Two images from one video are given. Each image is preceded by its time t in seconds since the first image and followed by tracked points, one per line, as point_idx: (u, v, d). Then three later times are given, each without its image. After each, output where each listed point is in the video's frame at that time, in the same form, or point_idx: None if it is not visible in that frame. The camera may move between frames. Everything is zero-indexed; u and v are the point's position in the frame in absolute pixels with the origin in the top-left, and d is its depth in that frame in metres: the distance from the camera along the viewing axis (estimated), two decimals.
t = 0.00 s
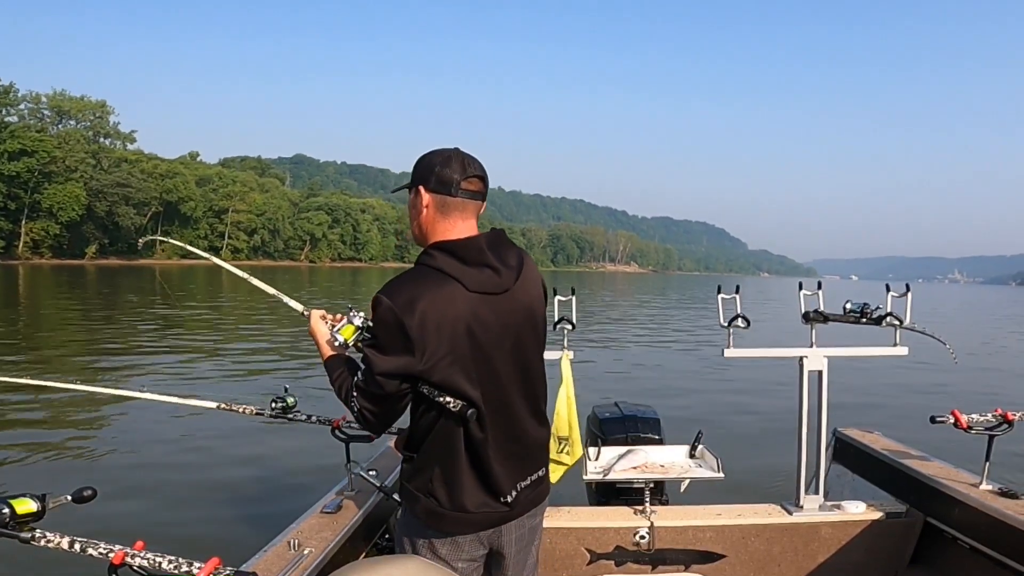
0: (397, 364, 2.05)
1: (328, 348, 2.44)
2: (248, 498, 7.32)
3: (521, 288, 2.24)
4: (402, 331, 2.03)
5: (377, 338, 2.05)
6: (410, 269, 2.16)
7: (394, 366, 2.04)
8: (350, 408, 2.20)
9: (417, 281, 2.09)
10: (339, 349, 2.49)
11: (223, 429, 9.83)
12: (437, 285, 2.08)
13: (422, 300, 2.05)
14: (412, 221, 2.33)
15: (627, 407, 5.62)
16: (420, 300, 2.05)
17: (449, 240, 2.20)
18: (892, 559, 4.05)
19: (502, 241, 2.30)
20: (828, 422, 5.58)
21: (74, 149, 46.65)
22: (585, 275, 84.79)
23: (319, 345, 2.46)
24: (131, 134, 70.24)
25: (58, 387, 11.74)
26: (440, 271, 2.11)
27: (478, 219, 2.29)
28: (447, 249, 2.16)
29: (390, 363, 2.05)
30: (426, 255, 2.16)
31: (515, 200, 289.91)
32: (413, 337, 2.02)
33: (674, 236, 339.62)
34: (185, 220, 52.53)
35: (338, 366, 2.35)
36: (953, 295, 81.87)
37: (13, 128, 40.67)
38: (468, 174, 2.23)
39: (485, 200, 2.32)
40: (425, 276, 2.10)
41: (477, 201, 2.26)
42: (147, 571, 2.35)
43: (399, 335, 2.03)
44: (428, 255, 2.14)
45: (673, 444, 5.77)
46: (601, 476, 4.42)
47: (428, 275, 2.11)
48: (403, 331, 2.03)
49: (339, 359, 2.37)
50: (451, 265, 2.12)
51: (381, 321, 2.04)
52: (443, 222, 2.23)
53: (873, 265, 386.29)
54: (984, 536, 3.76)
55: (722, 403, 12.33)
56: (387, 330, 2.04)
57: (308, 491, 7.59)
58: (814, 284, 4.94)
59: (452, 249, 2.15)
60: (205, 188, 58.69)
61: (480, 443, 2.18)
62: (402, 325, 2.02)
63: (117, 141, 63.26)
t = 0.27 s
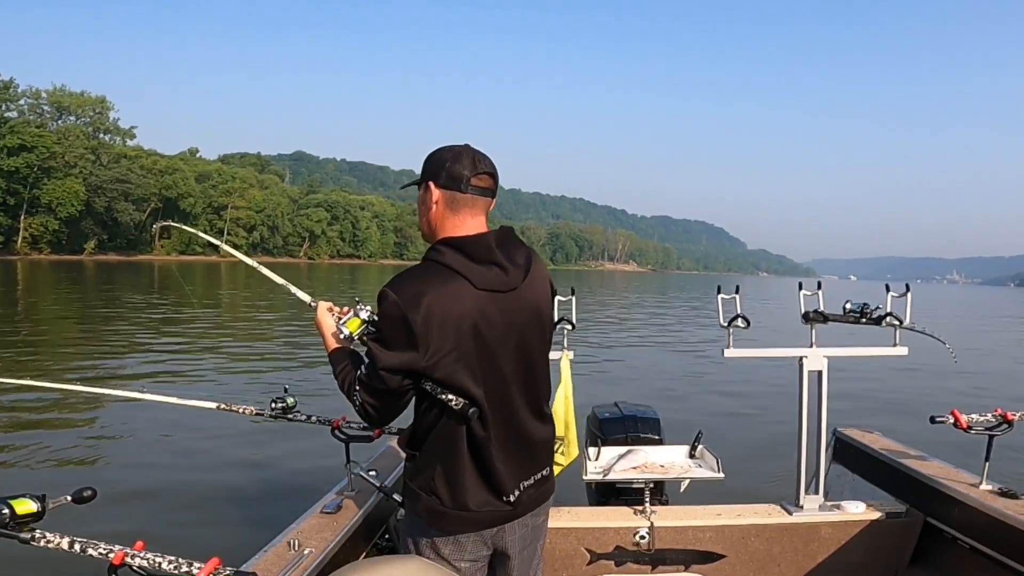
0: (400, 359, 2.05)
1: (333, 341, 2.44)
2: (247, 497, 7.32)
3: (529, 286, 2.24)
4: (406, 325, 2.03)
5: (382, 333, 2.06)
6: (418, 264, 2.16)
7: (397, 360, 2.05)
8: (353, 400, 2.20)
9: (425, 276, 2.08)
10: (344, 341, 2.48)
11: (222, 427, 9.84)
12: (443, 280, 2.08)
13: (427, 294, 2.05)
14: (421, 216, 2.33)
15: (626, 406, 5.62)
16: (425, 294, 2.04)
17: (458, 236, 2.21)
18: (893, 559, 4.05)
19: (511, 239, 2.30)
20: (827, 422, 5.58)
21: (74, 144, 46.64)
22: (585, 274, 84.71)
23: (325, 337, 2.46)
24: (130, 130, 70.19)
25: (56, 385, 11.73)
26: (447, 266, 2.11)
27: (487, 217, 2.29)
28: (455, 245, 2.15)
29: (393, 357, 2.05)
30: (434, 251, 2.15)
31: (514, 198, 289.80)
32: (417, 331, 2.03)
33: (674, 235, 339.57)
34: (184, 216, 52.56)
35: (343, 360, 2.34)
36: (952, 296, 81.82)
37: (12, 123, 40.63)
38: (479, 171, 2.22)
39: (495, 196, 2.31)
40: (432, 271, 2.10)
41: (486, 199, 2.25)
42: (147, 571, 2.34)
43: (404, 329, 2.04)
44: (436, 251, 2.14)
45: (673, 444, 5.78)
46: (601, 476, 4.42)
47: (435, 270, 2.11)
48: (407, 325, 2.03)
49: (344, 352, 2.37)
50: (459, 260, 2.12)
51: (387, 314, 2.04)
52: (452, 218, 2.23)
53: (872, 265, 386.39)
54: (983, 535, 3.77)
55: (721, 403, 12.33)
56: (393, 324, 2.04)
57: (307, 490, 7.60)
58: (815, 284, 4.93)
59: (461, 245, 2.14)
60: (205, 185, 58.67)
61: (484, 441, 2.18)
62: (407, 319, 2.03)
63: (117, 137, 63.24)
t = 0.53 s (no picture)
0: (410, 357, 2.04)
1: (343, 338, 2.43)
2: (246, 497, 7.32)
3: (539, 286, 2.24)
4: (416, 324, 2.03)
5: (392, 331, 2.05)
6: (428, 263, 2.16)
7: (407, 358, 2.04)
8: (361, 398, 2.19)
9: (435, 274, 2.08)
10: (352, 339, 2.48)
11: (221, 427, 9.84)
12: (454, 280, 2.08)
13: (438, 292, 2.05)
14: (432, 215, 2.32)
15: (626, 407, 5.61)
16: (436, 293, 2.04)
17: (469, 236, 2.21)
18: (892, 559, 4.05)
19: (522, 240, 2.30)
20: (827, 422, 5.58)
21: (73, 144, 46.67)
22: (584, 274, 84.65)
23: (333, 335, 2.46)
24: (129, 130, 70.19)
25: (56, 385, 11.72)
26: (457, 266, 2.10)
27: (497, 217, 2.29)
28: (467, 245, 2.15)
29: (403, 354, 2.05)
30: (446, 250, 2.15)
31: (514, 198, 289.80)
32: (428, 329, 2.02)
33: (673, 236, 339.56)
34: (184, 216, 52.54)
35: (352, 357, 2.34)
36: (952, 296, 81.82)
37: (11, 122, 40.64)
38: (490, 171, 2.23)
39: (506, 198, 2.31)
40: (443, 270, 2.10)
41: (498, 199, 2.25)
42: (146, 571, 2.34)
43: (415, 328, 2.03)
44: (447, 250, 2.14)
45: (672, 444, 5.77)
46: (601, 475, 4.41)
47: (446, 269, 2.10)
48: (418, 324, 2.03)
49: (353, 349, 2.37)
50: (470, 260, 2.12)
51: (397, 313, 2.04)
52: (464, 218, 2.22)
53: (872, 266, 386.46)
54: (983, 535, 3.76)
55: (722, 403, 12.32)
56: (403, 322, 2.04)
57: (307, 490, 7.59)
58: (815, 284, 4.93)
59: (471, 245, 2.15)
60: (204, 185, 58.69)
61: (493, 440, 2.18)
62: (417, 318, 2.02)
63: (116, 137, 63.25)
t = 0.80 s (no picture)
0: (431, 355, 2.04)
1: (358, 336, 2.42)
2: (247, 497, 7.31)
3: (557, 287, 2.25)
4: (439, 322, 2.03)
5: (413, 329, 2.05)
6: (448, 264, 2.16)
7: (428, 357, 2.04)
8: (377, 396, 2.19)
9: (457, 275, 2.08)
10: (368, 337, 2.47)
11: (222, 428, 9.83)
12: (475, 280, 2.08)
13: (460, 292, 2.05)
14: (448, 216, 2.31)
15: (626, 407, 5.61)
16: (458, 293, 2.04)
17: (488, 236, 2.21)
18: (892, 559, 4.05)
19: (541, 241, 2.30)
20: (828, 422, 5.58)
21: (73, 148, 46.66)
22: (585, 275, 84.57)
23: (348, 333, 2.45)
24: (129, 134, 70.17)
25: (56, 387, 11.73)
26: (479, 265, 2.11)
27: (514, 217, 2.30)
28: (487, 244, 2.15)
29: (424, 353, 2.05)
30: (466, 250, 2.15)
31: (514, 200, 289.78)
32: (450, 329, 2.03)
33: (673, 237, 339.47)
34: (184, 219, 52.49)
35: (368, 354, 2.33)
36: (952, 297, 81.70)
37: (11, 127, 40.62)
38: (509, 172, 2.22)
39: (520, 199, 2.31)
40: (464, 270, 2.10)
41: (515, 200, 2.26)
42: (146, 570, 2.33)
43: (437, 327, 2.03)
44: (467, 250, 2.14)
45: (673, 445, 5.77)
46: (601, 476, 4.41)
47: (468, 270, 2.10)
48: (440, 322, 2.03)
49: (369, 347, 2.36)
50: (490, 260, 2.12)
51: (419, 312, 2.04)
52: (483, 219, 2.23)
53: (872, 266, 386.38)
54: (983, 535, 3.76)
55: (722, 403, 12.30)
56: (425, 320, 2.04)
57: (307, 491, 7.59)
58: (815, 284, 4.93)
59: (492, 245, 2.14)
60: (204, 188, 58.68)
61: (510, 438, 2.19)
62: (439, 316, 2.02)
63: (116, 141, 63.22)
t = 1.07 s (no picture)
0: (460, 351, 2.04)
1: (377, 331, 2.41)
2: (246, 496, 7.31)
3: (580, 286, 2.26)
4: (468, 319, 2.03)
5: (441, 324, 2.04)
6: (475, 261, 2.15)
7: (457, 352, 2.04)
8: (398, 391, 2.17)
9: (486, 271, 2.08)
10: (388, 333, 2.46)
11: (222, 427, 9.83)
12: (504, 278, 2.08)
13: (490, 288, 2.05)
14: (468, 219, 2.32)
15: (626, 406, 5.60)
16: (489, 289, 2.05)
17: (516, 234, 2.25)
18: (891, 558, 4.04)
19: (564, 241, 2.34)
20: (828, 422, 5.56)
21: (73, 151, 46.67)
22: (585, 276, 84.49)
23: (368, 328, 2.43)
24: (129, 136, 70.18)
25: (56, 388, 11.73)
26: (507, 262, 2.11)
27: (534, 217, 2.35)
28: (515, 242, 2.16)
29: (452, 349, 2.04)
30: (494, 248, 2.16)
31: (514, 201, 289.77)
32: (480, 324, 2.03)
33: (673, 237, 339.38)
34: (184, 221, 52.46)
35: (388, 350, 2.31)
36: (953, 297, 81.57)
37: (11, 129, 40.61)
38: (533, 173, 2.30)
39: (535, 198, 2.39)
40: (493, 267, 2.10)
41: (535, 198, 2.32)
42: (145, 567, 2.32)
43: (466, 323, 2.03)
44: (496, 248, 2.14)
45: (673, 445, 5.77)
46: (601, 475, 4.41)
47: (496, 266, 2.10)
48: (470, 319, 2.02)
49: (388, 342, 2.34)
50: (518, 257, 2.13)
51: (448, 307, 2.03)
52: (514, 219, 2.28)
53: (872, 265, 386.26)
54: (982, 536, 3.74)
55: (722, 404, 12.28)
56: (454, 315, 2.04)
57: (306, 490, 7.58)
58: (816, 284, 4.92)
59: (520, 244, 2.15)
60: (203, 190, 58.67)
61: (533, 435, 2.19)
62: (469, 312, 2.02)
63: (115, 143, 63.20)
